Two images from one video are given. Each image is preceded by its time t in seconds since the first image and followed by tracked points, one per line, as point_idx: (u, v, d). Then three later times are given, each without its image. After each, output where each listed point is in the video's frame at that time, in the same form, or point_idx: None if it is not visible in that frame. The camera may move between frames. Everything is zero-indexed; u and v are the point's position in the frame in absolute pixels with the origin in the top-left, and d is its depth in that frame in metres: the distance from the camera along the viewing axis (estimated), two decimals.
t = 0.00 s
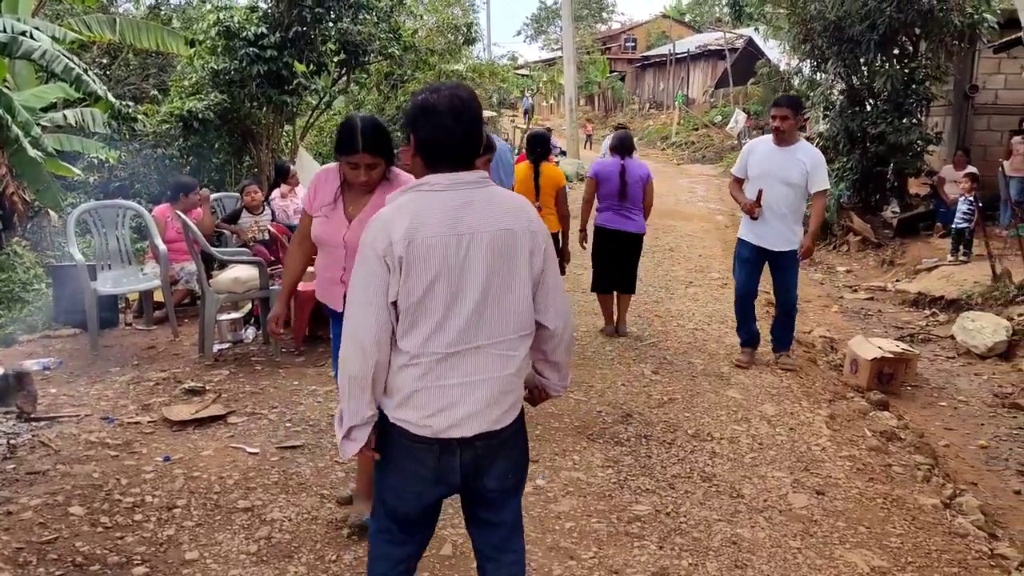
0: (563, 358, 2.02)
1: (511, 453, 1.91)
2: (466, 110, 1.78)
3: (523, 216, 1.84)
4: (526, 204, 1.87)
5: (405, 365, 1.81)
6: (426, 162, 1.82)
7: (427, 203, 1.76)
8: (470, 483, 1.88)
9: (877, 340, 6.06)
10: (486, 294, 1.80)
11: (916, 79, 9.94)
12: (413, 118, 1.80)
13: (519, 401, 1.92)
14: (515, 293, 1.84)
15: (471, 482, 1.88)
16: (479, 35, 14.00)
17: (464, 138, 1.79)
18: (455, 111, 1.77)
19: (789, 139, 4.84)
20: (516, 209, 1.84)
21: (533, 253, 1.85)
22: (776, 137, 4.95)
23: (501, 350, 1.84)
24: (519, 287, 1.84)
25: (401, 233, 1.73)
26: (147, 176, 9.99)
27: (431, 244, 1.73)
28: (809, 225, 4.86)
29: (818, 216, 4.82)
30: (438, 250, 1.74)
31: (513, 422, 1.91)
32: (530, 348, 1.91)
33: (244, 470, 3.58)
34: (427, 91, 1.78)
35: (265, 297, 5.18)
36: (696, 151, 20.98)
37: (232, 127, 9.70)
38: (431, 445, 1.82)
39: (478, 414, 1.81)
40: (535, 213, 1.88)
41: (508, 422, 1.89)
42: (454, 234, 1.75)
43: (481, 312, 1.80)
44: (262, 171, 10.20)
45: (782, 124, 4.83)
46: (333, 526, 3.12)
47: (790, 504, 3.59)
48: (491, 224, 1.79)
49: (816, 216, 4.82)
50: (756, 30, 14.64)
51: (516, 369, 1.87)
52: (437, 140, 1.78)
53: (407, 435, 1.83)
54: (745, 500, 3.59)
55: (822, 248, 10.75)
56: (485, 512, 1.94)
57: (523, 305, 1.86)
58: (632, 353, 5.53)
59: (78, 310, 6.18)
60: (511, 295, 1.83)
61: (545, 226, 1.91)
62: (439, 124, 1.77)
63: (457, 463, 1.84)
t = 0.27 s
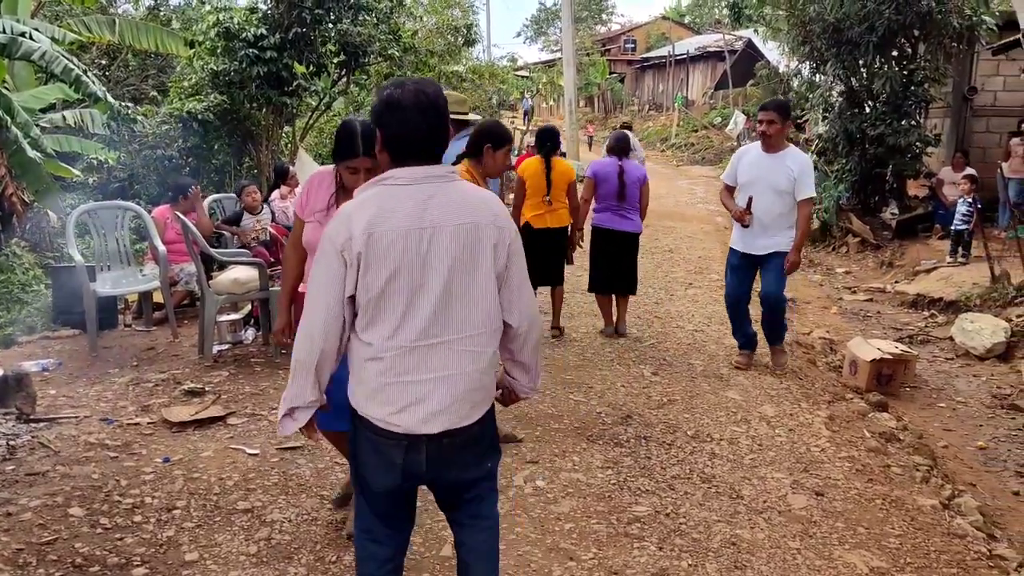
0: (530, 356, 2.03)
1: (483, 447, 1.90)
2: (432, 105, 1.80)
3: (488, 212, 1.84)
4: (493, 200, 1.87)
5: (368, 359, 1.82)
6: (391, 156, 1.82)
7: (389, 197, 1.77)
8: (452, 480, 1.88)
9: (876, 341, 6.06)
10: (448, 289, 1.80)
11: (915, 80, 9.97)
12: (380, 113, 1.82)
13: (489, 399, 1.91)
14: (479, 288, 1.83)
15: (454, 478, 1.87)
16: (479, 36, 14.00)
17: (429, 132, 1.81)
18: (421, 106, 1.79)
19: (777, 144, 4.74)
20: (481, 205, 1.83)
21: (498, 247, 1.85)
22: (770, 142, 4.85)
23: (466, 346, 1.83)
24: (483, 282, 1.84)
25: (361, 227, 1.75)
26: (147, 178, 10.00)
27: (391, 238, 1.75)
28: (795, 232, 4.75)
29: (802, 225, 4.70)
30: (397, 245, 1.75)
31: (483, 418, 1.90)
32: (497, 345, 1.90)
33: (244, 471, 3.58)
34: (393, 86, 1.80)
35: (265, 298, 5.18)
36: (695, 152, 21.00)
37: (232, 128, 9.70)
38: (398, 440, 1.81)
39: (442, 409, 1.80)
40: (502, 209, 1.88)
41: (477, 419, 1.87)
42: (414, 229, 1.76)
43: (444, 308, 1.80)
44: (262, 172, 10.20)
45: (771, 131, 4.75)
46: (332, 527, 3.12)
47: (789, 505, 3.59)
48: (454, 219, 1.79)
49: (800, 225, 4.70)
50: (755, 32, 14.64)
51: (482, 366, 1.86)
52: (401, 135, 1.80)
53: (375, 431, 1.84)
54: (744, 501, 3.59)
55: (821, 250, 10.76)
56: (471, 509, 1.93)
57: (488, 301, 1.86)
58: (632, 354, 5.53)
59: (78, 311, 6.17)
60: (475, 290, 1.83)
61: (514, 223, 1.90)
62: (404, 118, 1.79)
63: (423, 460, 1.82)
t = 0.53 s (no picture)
0: (528, 375, 2.01)
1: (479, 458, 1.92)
2: (440, 117, 1.82)
3: (489, 225, 1.84)
4: (494, 213, 1.88)
5: (366, 367, 1.83)
6: (396, 165, 1.84)
7: (390, 206, 1.79)
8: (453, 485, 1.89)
9: (878, 342, 6.06)
10: (446, 300, 1.80)
11: (917, 81, 9.99)
12: (387, 123, 1.84)
13: (485, 412, 1.91)
14: (476, 301, 1.83)
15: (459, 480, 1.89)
16: (480, 38, 14.02)
17: (435, 144, 1.82)
18: (429, 117, 1.80)
19: (774, 140, 4.68)
20: (481, 218, 1.84)
21: (497, 260, 1.85)
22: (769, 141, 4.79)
23: (462, 358, 1.83)
24: (481, 295, 1.84)
25: (361, 234, 1.76)
26: (149, 179, 10.02)
27: (389, 247, 1.75)
28: (799, 229, 4.64)
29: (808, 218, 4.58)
30: (395, 253, 1.76)
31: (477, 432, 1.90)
32: (494, 359, 1.90)
33: (247, 472, 3.59)
34: (402, 96, 1.82)
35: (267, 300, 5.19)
36: (697, 153, 21.00)
37: (234, 130, 9.72)
38: (394, 451, 1.82)
39: (437, 421, 1.80)
40: (503, 223, 1.88)
41: (472, 432, 1.87)
42: (413, 239, 1.77)
43: (441, 318, 1.80)
44: (264, 174, 10.22)
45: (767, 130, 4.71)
46: (334, 528, 3.13)
47: (791, 506, 3.60)
48: (453, 231, 1.80)
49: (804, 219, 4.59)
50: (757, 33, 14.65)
51: (479, 378, 1.86)
52: (407, 144, 1.81)
53: (371, 440, 1.84)
54: (746, 502, 3.60)
55: (823, 251, 10.76)
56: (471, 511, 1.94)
57: (486, 314, 1.86)
58: (633, 355, 5.54)
59: (80, 313, 6.19)
60: (473, 302, 1.83)
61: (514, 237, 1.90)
62: (411, 128, 1.80)
63: (419, 471, 1.83)
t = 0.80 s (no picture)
0: (553, 367, 1.96)
1: (513, 457, 1.93)
2: (466, 112, 1.83)
3: (519, 220, 1.83)
4: (524, 207, 1.87)
5: (398, 363, 1.85)
6: (425, 162, 1.86)
7: (419, 202, 1.79)
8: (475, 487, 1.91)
9: (881, 343, 6.06)
10: (476, 296, 1.80)
11: (920, 82, 10.00)
12: (415, 119, 1.85)
13: (517, 407, 1.91)
14: (509, 296, 1.83)
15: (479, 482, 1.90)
16: (483, 40, 14.03)
17: (464, 140, 1.83)
18: (456, 112, 1.82)
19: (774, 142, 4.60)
20: (510, 213, 1.83)
21: (528, 256, 1.84)
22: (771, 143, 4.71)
23: (493, 353, 1.83)
24: (513, 290, 1.83)
25: (391, 231, 1.77)
26: (153, 182, 10.05)
27: (420, 243, 1.77)
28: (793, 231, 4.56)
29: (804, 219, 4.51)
30: (425, 249, 1.77)
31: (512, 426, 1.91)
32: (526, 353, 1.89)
33: (250, 473, 3.60)
34: (430, 92, 1.83)
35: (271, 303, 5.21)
36: (700, 154, 21.00)
37: (237, 132, 9.74)
38: (430, 445, 1.84)
39: (469, 415, 1.81)
40: (534, 217, 1.87)
41: (504, 426, 1.88)
42: (443, 234, 1.78)
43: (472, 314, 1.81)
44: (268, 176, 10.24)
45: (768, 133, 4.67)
46: (338, 528, 3.14)
47: (794, 507, 3.60)
48: (483, 226, 1.79)
49: (799, 220, 4.52)
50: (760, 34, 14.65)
51: (511, 373, 1.86)
52: (436, 140, 1.82)
53: (404, 436, 1.87)
54: (748, 503, 3.60)
55: (826, 252, 10.76)
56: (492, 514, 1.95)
57: (518, 309, 1.85)
58: (636, 356, 5.54)
59: (85, 315, 6.21)
60: (504, 298, 1.82)
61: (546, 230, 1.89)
62: (437, 126, 1.82)
63: (453, 466, 1.85)
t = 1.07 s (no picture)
0: (609, 362, 2.03)
1: (552, 466, 1.95)
2: (507, 120, 1.81)
3: (568, 225, 1.87)
4: (569, 212, 1.90)
5: (449, 371, 1.85)
6: (468, 170, 1.85)
7: (470, 209, 1.80)
8: (506, 493, 1.93)
9: (886, 344, 6.06)
10: (530, 302, 1.83)
11: (925, 82, 9.98)
12: (456, 126, 1.84)
13: (563, 409, 1.95)
14: (560, 301, 1.87)
15: (507, 488, 1.92)
16: (488, 42, 14.06)
17: (503, 146, 1.82)
18: (496, 119, 1.80)
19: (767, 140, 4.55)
20: (560, 218, 1.86)
21: (576, 260, 1.88)
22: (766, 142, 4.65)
23: (545, 358, 1.87)
24: (563, 294, 1.87)
25: (446, 239, 1.76)
26: (159, 185, 10.09)
27: (475, 250, 1.77)
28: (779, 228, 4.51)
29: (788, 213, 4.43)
30: (483, 258, 1.77)
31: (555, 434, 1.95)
32: (572, 357, 1.93)
33: (256, 475, 3.62)
34: (468, 102, 1.82)
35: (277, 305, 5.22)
36: (705, 156, 21.01)
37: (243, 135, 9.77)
38: (473, 453, 1.86)
39: (522, 420, 1.85)
40: (579, 222, 1.91)
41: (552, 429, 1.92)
42: (497, 241, 1.79)
43: (525, 320, 1.84)
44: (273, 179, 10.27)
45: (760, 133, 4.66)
46: (344, 529, 3.16)
47: (798, 508, 3.60)
48: (535, 232, 1.82)
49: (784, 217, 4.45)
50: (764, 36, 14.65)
51: (560, 377, 1.90)
52: (480, 147, 1.82)
53: (448, 443, 1.88)
54: (753, 504, 3.60)
55: (832, 253, 10.75)
56: (519, 522, 1.96)
57: (567, 313, 1.89)
58: (640, 358, 5.55)
59: (92, 317, 6.24)
60: (555, 303, 1.86)
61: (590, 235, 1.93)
62: (481, 133, 1.81)
63: (497, 474, 1.88)
